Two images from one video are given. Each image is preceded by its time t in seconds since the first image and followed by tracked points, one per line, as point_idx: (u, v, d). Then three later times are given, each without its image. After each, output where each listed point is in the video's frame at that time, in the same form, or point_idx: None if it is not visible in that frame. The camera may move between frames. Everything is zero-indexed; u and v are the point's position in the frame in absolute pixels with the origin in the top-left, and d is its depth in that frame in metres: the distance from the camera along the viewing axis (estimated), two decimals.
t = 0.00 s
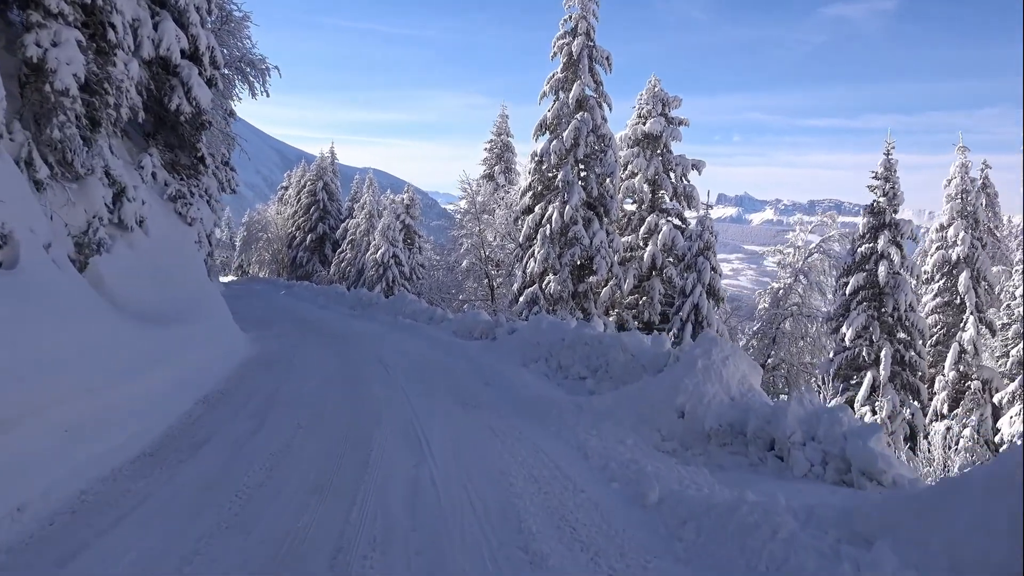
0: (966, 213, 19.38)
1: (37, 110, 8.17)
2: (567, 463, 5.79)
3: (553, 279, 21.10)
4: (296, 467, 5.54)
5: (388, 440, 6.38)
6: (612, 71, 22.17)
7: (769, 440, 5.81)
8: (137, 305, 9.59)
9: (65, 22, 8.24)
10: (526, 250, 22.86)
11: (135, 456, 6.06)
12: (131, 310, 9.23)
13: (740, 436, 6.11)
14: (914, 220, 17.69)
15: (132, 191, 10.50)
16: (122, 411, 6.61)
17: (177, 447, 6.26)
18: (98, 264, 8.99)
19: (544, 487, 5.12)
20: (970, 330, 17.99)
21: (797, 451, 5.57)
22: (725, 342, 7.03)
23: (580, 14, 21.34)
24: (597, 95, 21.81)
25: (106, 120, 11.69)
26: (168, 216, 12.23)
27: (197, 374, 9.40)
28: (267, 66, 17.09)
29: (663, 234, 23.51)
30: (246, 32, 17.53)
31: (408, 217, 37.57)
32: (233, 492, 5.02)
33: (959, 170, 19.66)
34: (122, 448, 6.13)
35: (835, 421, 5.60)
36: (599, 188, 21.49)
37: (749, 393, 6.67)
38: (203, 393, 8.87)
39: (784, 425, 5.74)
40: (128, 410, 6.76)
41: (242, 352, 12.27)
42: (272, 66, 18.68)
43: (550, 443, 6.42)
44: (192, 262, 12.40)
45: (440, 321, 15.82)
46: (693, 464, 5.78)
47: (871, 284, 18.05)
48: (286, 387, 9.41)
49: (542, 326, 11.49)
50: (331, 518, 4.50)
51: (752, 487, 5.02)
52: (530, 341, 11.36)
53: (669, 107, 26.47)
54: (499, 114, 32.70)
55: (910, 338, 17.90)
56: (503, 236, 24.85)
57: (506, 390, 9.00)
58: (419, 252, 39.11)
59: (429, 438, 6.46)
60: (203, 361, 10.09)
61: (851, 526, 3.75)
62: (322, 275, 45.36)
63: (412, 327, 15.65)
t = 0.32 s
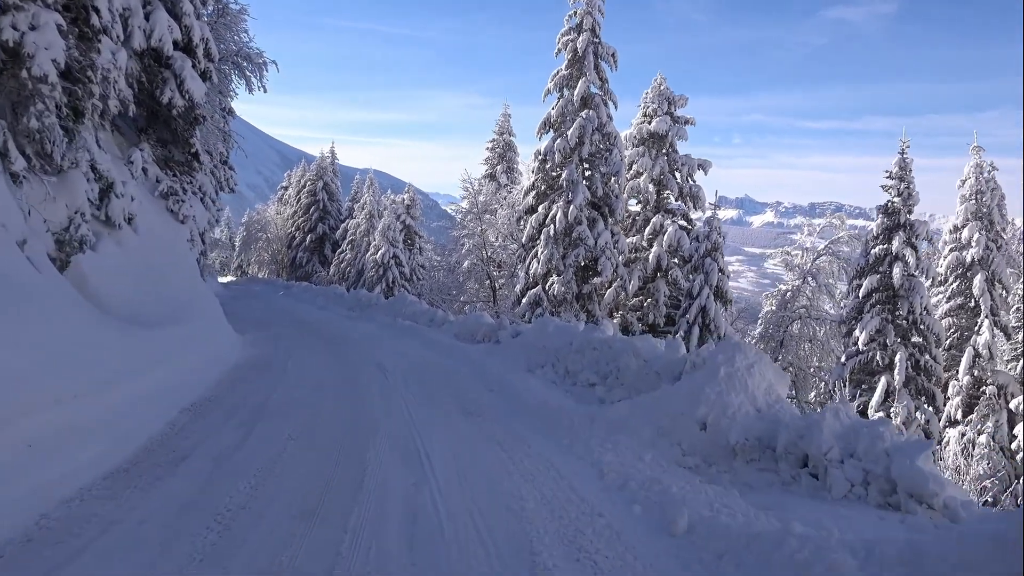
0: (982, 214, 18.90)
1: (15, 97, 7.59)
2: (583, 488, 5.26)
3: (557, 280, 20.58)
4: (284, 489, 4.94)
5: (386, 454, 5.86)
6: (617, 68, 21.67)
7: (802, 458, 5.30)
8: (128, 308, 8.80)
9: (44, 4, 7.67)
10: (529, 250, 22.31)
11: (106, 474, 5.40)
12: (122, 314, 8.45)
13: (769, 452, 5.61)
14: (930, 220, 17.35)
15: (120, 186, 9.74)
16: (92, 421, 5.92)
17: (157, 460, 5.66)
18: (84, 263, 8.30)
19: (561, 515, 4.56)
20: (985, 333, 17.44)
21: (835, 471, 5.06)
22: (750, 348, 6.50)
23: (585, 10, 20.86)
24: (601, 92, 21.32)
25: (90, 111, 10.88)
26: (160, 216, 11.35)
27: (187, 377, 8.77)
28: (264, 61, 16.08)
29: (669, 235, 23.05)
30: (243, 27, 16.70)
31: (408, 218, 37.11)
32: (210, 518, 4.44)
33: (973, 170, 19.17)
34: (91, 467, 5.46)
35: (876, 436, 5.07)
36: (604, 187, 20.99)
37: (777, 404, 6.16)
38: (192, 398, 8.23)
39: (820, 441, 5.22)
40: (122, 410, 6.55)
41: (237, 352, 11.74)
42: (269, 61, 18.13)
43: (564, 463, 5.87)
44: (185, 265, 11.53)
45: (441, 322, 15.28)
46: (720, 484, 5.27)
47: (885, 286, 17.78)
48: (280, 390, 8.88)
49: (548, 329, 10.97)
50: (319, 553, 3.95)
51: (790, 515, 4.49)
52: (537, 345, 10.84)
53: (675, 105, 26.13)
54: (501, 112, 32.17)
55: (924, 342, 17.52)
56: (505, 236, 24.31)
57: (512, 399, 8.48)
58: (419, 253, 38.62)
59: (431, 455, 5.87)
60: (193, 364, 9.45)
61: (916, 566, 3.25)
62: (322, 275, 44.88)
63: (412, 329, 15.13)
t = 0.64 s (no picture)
0: (1000, 213, 18.37)
1: None
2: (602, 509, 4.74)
3: (562, 280, 20.07)
4: (268, 512, 4.40)
5: (385, 471, 5.33)
6: (625, 63, 21.16)
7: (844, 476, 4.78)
8: (112, 310, 8.20)
9: None
10: (534, 249, 21.78)
11: (75, 489, 4.90)
12: (106, 316, 7.87)
13: (807, 469, 5.07)
14: (948, 219, 16.90)
15: (107, 179, 9.11)
16: (68, 428, 5.47)
17: (133, 474, 5.15)
18: (66, 260, 7.73)
19: (580, 544, 4.03)
20: (1003, 336, 16.82)
21: (884, 492, 4.52)
22: (780, 354, 5.97)
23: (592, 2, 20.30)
24: (609, 87, 20.80)
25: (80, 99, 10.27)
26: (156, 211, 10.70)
27: (175, 379, 8.24)
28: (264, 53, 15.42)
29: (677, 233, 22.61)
30: (239, 17, 16.02)
31: (410, 216, 36.71)
32: (182, 546, 3.91)
33: (991, 168, 18.67)
34: (58, 481, 4.94)
35: (930, 454, 4.52)
36: (611, 184, 20.49)
37: (810, 415, 5.64)
38: (180, 403, 7.70)
39: (864, 459, 4.68)
40: (108, 409, 6.22)
41: (233, 353, 11.25)
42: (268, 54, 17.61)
43: (579, 479, 5.36)
44: (182, 263, 10.91)
45: (444, 323, 14.77)
46: (753, 507, 4.74)
47: (902, 287, 17.39)
48: (273, 394, 8.38)
49: (556, 331, 10.45)
50: None
51: (837, 546, 4.00)
52: (544, 348, 10.32)
53: (682, 102, 25.75)
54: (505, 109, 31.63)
55: (942, 344, 17.10)
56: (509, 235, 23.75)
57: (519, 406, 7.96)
58: (422, 252, 38.16)
59: (435, 472, 5.33)
60: (183, 365, 8.90)
61: None
62: (324, 274, 44.41)
63: (413, 330, 14.64)
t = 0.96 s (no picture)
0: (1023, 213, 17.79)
1: None
2: (628, 540, 4.19)
3: (569, 280, 19.49)
4: (251, 543, 3.88)
5: (384, 491, 4.80)
6: (634, 59, 20.63)
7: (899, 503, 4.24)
8: (95, 310, 7.66)
9: None
10: (540, 249, 21.22)
11: (42, 509, 4.40)
12: (90, 316, 7.35)
13: (855, 493, 4.54)
14: (970, 219, 16.35)
15: (95, 172, 8.56)
16: (43, 438, 4.99)
17: (107, 492, 4.64)
18: (45, 257, 7.20)
19: None
20: None
21: (950, 522, 3.97)
22: (819, 363, 5.43)
23: None
24: (618, 83, 20.25)
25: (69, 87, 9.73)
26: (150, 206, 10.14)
27: (162, 384, 7.71)
28: (263, 45, 14.92)
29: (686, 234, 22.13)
30: (238, 8, 15.54)
31: (413, 215, 36.31)
32: None
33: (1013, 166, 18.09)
34: (18, 502, 4.38)
35: (1001, 479, 3.97)
36: (619, 182, 19.94)
37: (854, 431, 5.10)
38: (165, 409, 7.16)
39: (925, 484, 4.13)
40: (90, 417, 5.75)
41: (228, 354, 10.76)
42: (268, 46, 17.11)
43: (599, 502, 4.82)
44: (175, 261, 10.36)
45: (448, 325, 14.24)
46: (798, 538, 4.21)
47: (922, 289, 16.84)
48: (267, 399, 7.87)
49: (566, 333, 9.92)
50: None
51: None
52: (554, 353, 9.79)
53: (692, 99, 25.29)
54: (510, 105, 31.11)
55: (963, 348, 16.54)
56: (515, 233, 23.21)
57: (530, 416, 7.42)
58: (425, 251, 37.66)
59: (440, 494, 4.79)
60: (173, 368, 8.37)
61: None
62: (326, 273, 43.93)
63: (415, 331, 14.13)
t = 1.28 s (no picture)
0: None
1: None
2: None
3: (578, 280, 18.93)
4: None
5: (383, 517, 4.29)
6: (646, 53, 20.07)
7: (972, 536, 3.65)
8: (81, 310, 7.19)
9: None
10: (548, 248, 20.68)
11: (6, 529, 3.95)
12: (74, 316, 6.89)
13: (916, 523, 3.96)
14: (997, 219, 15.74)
15: (84, 163, 8.06)
16: (15, 448, 4.55)
17: (79, 511, 4.18)
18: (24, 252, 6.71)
19: None
20: None
21: None
22: (869, 375, 4.90)
23: None
24: (629, 78, 19.72)
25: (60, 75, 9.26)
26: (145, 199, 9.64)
27: (153, 385, 7.22)
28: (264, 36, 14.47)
29: (698, 233, 22.12)
30: None
31: (418, 214, 35.90)
32: None
33: None
34: None
35: None
36: (630, 180, 19.40)
37: (910, 451, 4.55)
38: (153, 416, 6.67)
39: (1003, 512, 3.52)
40: (71, 423, 5.31)
41: (226, 354, 10.30)
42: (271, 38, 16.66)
43: (626, 529, 4.31)
44: (171, 258, 9.87)
45: (454, 326, 13.73)
46: None
47: (946, 292, 16.23)
48: (263, 402, 7.39)
49: (579, 337, 9.38)
50: None
51: None
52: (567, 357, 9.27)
53: (703, 96, 24.81)
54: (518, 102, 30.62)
55: (988, 354, 15.92)
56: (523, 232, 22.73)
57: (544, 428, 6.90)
58: (430, 250, 37.20)
59: (446, 521, 4.27)
60: (167, 368, 7.89)
61: None
62: (330, 272, 43.52)
63: (420, 332, 13.64)
